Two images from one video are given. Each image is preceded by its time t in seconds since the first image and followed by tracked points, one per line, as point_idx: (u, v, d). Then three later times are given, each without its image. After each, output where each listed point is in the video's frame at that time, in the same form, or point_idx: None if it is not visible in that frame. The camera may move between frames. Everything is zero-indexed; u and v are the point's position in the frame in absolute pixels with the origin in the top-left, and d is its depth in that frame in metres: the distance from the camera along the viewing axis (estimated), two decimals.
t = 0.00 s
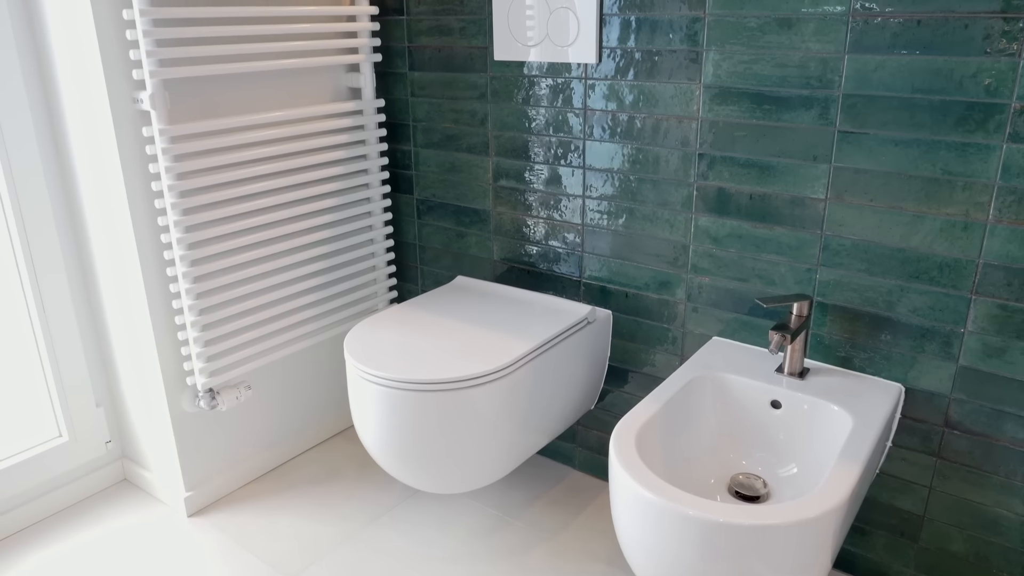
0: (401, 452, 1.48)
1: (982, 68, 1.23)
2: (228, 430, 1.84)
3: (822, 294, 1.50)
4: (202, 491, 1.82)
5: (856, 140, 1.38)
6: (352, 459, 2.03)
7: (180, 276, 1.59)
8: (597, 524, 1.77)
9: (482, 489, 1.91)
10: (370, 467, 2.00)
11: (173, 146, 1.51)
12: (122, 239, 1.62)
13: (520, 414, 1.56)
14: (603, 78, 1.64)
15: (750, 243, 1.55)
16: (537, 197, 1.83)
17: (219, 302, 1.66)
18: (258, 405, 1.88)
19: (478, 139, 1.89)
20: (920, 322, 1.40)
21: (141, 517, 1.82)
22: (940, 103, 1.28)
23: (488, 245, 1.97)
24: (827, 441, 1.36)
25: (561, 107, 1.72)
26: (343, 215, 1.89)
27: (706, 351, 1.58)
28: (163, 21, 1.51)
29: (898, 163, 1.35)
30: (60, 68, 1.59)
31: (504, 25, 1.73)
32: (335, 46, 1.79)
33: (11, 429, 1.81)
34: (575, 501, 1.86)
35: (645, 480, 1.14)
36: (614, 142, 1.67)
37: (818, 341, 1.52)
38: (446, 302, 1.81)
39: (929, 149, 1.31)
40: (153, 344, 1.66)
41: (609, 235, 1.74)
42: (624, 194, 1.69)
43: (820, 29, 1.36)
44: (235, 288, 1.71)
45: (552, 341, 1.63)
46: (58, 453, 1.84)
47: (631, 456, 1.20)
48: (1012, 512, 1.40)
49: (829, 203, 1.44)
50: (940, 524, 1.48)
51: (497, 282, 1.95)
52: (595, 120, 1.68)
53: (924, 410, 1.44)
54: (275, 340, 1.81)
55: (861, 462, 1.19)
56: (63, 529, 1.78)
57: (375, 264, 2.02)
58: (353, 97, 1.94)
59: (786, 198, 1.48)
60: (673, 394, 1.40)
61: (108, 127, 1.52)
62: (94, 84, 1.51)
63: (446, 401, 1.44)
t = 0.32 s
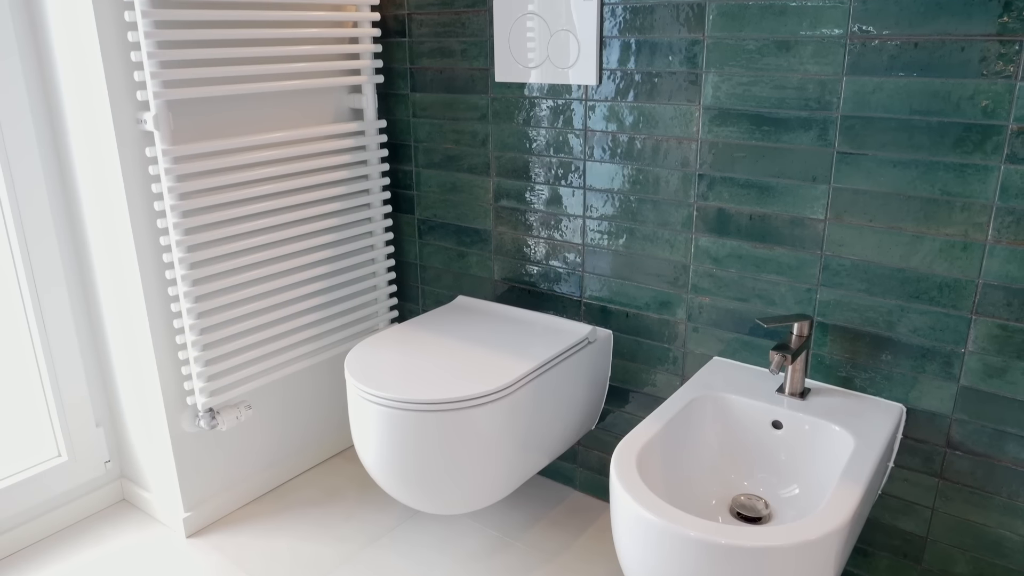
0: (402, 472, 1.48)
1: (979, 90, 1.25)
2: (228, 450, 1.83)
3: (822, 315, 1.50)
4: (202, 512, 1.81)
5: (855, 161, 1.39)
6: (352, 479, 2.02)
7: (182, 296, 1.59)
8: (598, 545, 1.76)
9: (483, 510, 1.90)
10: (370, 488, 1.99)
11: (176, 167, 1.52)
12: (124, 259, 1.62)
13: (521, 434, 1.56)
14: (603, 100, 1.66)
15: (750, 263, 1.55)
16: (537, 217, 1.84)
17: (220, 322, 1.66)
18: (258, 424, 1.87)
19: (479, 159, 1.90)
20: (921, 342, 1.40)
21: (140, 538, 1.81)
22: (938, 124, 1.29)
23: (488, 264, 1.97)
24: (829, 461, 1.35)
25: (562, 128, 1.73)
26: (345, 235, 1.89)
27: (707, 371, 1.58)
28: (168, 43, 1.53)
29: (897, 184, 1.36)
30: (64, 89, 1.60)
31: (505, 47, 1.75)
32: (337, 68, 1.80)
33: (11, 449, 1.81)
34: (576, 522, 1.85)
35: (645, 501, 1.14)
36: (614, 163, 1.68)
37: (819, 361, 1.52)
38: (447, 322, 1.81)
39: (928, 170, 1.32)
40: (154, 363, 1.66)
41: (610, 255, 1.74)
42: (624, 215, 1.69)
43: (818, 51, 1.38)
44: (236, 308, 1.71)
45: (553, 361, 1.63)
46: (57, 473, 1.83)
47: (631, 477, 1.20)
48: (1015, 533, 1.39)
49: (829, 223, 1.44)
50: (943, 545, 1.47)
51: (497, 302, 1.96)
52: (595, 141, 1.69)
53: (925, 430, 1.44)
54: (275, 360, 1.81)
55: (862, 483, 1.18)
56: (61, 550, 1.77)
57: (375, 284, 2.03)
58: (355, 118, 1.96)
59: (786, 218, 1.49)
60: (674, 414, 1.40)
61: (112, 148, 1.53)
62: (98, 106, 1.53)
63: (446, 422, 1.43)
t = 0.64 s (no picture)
0: (402, 494, 1.47)
1: (976, 112, 1.26)
2: (227, 471, 1.82)
3: (822, 336, 1.50)
4: (199, 534, 1.80)
5: (853, 183, 1.40)
6: (352, 500, 2.02)
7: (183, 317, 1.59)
8: (599, 568, 1.75)
9: (483, 531, 1.89)
10: (370, 509, 1.98)
11: (178, 187, 1.52)
12: (126, 280, 1.63)
13: (522, 455, 1.55)
14: (603, 122, 1.67)
15: (750, 284, 1.56)
16: (538, 238, 1.85)
17: (220, 343, 1.66)
18: (257, 445, 1.87)
19: (480, 180, 1.91)
20: (921, 363, 1.40)
21: (137, 560, 1.80)
22: (935, 146, 1.30)
23: (488, 285, 1.98)
24: (830, 483, 1.35)
25: (562, 150, 1.75)
26: (346, 255, 1.90)
27: (707, 392, 1.58)
28: (171, 65, 1.54)
29: (895, 206, 1.36)
30: (68, 111, 1.61)
31: (505, 70, 1.77)
32: (339, 89, 1.82)
33: (9, 470, 1.80)
34: (577, 544, 1.84)
35: (646, 523, 1.13)
36: (614, 184, 1.69)
37: (820, 382, 1.52)
38: (448, 343, 1.81)
39: (926, 192, 1.33)
40: (153, 383, 1.66)
41: (610, 276, 1.75)
42: (624, 236, 1.70)
43: (816, 74, 1.39)
44: (236, 328, 1.71)
45: (554, 382, 1.63)
46: (54, 494, 1.82)
47: (632, 499, 1.19)
48: (1019, 556, 1.38)
49: (828, 244, 1.45)
50: (947, 568, 1.46)
51: (498, 323, 1.96)
52: (595, 162, 1.70)
53: (927, 452, 1.43)
54: (275, 380, 1.81)
55: (864, 505, 1.18)
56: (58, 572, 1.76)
57: (376, 304, 2.03)
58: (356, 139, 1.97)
59: (785, 240, 1.49)
60: (675, 436, 1.40)
61: (115, 169, 1.54)
62: (102, 127, 1.54)
63: (447, 443, 1.43)
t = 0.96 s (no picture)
0: (401, 513, 1.46)
1: (973, 132, 1.26)
2: (226, 490, 1.82)
3: (822, 354, 1.50)
4: (197, 553, 1.79)
5: (852, 202, 1.40)
6: (352, 519, 2.01)
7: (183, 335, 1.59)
8: None
9: (482, 551, 1.88)
10: (369, 528, 1.97)
11: (180, 206, 1.53)
12: (126, 298, 1.63)
13: (522, 474, 1.55)
14: (603, 141, 1.68)
15: (750, 302, 1.56)
16: (538, 257, 1.85)
17: (220, 361, 1.66)
18: (257, 464, 1.86)
19: (480, 199, 1.92)
20: (921, 381, 1.40)
21: None
22: (933, 165, 1.31)
23: (488, 303, 1.98)
24: (832, 502, 1.35)
25: (562, 169, 1.75)
26: (346, 273, 1.90)
27: (708, 411, 1.57)
28: (175, 85, 1.55)
29: (893, 225, 1.37)
30: (72, 131, 1.63)
31: (506, 89, 1.78)
32: (341, 109, 1.83)
33: (6, 488, 1.79)
34: (577, 564, 1.83)
35: (646, 543, 1.13)
36: (614, 203, 1.70)
37: (820, 401, 1.52)
38: (448, 361, 1.81)
39: (924, 211, 1.34)
40: (153, 402, 1.66)
41: (610, 294, 1.75)
42: (624, 254, 1.70)
43: (814, 94, 1.40)
44: (237, 346, 1.71)
45: (554, 401, 1.62)
46: (52, 513, 1.81)
47: (632, 519, 1.19)
48: None
49: (828, 263, 1.45)
50: None
51: (498, 341, 1.96)
52: (595, 181, 1.71)
53: (928, 471, 1.43)
54: (275, 399, 1.80)
55: (865, 524, 1.17)
56: None
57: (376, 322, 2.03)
58: (357, 158, 1.98)
59: (785, 259, 1.50)
60: (675, 454, 1.39)
61: (117, 188, 1.55)
62: (104, 147, 1.55)
63: (447, 462, 1.42)
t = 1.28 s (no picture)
0: (401, 533, 1.46)
1: (970, 151, 1.27)
2: (224, 509, 1.81)
3: (822, 373, 1.50)
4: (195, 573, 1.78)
5: (850, 221, 1.41)
6: (351, 539, 2.00)
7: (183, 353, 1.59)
8: None
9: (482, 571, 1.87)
10: (367, 548, 1.96)
11: (181, 224, 1.53)
12: (127, 316, 1.63)
13: (522, 493, 1.54)
14: (603, 160, 1.69)
15: (750, 321, 1.56)
16: (537, 275, 1.86)
17: (220, 379, 1.66)
18: (255, 483, 1.85)
19: (480, 217, 1.93)
20: (922, 400, 1.40)
21: None
22: (931, 185, 1.32)
23: (488, 321, 1.98)
24: (833, 521, 1.34)
25: (561, 188, 1.76)
26: (347, 292, 1.91)
27: (707, 430, 1.57)
28: (177, 104, 1.57)
29: (892, 244, 1.38)
30: (74, 151, 1.63)
31: (506, 109, 1.79)
32: (342, 128, 1.84)
33: (4, 507, 1.78)
34: None
35: (647, 563, 1.12)
36: (613, 222, 1.70)
37: (821, 420, 1.52)
38: (448, 380, 1.81)
39: (922, 230, 1.34)
40: (152, 420, 1.65)
41: (610, 313, 1.75)
42: (624, 273, 1.71)
43: (811, 114, 1.41)
44: (237, 364, 1.71)
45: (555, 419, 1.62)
46: (49, 532, 1.80)
47: (633, 538, 1.18)
48: None
49: (827, 282, 1.46)
50: None
51: (498, 360, 1.96)
52: (595, 200, 1.72)
53: (929, 490, 1.42)
54: (275, 417, 1.80)
55: (867, 544, 1.17)
56: None
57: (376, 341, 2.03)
58: (358, 177, 1.99)
59: (784, 277, 1.50)
60: (676, 473, 1.39)
61: (119, 207, 1.55)
62: (107, 166, 1.55)
63: (447, 482, 1.42)
